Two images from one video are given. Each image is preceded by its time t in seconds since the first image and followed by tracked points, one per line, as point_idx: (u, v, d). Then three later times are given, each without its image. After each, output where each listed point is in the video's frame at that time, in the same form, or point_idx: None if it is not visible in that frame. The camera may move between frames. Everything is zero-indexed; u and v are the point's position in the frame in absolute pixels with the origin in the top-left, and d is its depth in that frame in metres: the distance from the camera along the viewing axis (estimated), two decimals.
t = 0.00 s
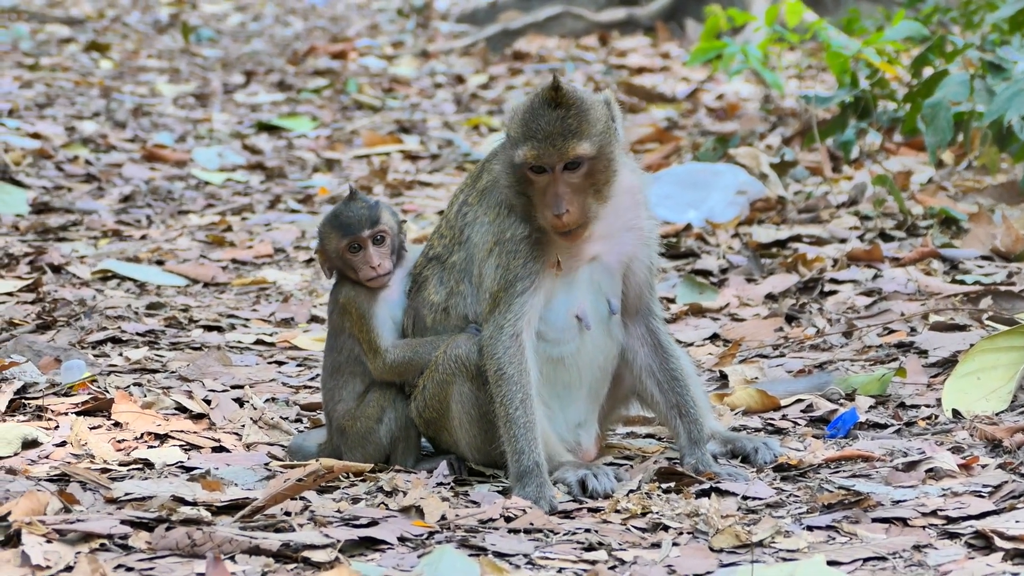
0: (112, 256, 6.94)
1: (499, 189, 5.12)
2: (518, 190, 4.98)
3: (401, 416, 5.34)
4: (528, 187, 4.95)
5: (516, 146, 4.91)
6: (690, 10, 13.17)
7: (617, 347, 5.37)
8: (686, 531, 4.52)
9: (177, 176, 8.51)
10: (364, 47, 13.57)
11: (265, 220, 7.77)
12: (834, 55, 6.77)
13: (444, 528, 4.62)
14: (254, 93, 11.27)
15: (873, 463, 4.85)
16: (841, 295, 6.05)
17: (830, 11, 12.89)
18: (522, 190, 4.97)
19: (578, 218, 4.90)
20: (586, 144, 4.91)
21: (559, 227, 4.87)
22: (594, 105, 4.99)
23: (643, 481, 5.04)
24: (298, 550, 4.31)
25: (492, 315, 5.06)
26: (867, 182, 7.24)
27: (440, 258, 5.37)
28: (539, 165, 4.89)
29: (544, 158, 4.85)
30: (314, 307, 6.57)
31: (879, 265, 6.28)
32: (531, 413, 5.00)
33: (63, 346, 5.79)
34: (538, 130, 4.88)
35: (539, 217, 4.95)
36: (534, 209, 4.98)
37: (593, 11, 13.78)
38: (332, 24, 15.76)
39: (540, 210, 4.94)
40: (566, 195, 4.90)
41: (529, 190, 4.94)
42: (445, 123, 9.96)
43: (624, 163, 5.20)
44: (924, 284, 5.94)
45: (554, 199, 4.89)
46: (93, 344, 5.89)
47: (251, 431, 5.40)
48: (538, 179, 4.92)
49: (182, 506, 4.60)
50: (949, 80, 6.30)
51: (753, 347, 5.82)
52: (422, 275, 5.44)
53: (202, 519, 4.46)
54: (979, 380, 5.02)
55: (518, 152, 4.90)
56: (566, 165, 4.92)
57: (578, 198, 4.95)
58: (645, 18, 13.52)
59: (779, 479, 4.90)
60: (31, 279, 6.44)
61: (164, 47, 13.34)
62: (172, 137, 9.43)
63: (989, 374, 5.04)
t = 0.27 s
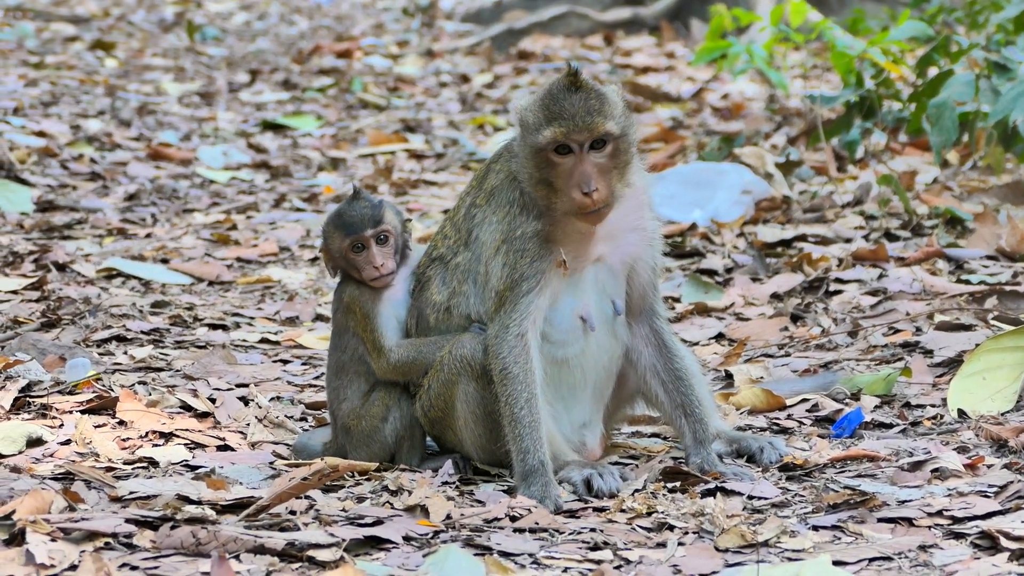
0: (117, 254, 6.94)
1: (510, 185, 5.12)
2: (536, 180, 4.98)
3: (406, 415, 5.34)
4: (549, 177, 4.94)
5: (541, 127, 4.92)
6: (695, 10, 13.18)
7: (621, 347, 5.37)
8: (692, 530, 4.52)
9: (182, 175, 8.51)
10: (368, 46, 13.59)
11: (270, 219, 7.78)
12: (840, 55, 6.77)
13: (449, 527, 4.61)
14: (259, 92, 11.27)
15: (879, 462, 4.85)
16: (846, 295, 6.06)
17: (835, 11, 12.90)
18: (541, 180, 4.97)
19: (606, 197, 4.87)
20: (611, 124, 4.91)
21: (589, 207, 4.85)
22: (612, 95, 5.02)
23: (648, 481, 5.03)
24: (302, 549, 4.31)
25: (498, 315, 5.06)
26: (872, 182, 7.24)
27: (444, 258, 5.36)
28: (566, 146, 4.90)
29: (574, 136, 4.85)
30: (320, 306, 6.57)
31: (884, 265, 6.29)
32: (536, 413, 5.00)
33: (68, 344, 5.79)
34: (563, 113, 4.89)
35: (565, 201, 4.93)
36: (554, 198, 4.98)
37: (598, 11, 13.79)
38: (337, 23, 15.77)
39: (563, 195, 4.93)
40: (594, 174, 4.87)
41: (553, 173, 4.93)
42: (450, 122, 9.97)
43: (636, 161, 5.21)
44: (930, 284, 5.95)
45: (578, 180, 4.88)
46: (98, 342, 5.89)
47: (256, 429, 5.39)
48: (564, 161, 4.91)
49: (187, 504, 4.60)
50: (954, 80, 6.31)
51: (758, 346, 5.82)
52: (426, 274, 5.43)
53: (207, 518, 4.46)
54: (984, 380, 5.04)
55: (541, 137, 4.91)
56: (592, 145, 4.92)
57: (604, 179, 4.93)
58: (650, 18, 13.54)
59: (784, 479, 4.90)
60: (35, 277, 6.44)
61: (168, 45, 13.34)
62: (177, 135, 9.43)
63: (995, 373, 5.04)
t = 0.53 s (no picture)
0: (120, 253, 6.95)
1: (514, 182, 5.13)
2: (546, 170, 5.00)
3: (408, 415, 5.35)
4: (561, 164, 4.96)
5: (559, 103, 4.97)
6: (699, 10, 13.18)
7: (622, 347, 5.37)
8: (693, 530, 4.52)
9: (185, 174, 8.52)
10: (371, 46, 13.59)
11: (273, 218, 7.78)
12: (843, 55, 6.77)
13: (451, 526, 4.61)
14: (262, 92, 11.28)
15: (881, 462, 4.85)
16: (849, 295, 6.05)
17: (839, 11, 12.89)
18: (551, 170, 4.99)
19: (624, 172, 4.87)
20: (625, 103, 4.98)
21: (608, 180, 4.83)
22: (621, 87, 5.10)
23: (650, 480, 5.03)
24: (304, 548, 4.31)
25: (499, 315, 5.06)
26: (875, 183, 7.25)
27: (446, 258, 5.36)
28: (583, 122, 4.94)
29: (591, 109, 4.90)
30: (322, 305, 6.57)
31: (887, 265, 6.29)
32: (538, 412, 4.99)
33: (70, 343, 5.79)
34: (580, 93, 4.95)
35: (581, 180, 4.91)
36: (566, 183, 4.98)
37: (601, 11, 13.79)
38: (341, 23, 15.78)
39: (577, 176, 4.93)
40: (612, 149, 4.88)
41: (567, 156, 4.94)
42: (453, 122, 9.97)
43: (641, 158, 5.23)
44: (932, 284, 5.95)
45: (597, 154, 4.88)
46: (100, 341, 5.89)
47: (258, 428, 5.39)
48: (579, 139, 4.93)
49: (188, 503, 4.59)
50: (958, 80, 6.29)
51: (760, 346, 5.82)
52: (428, 273, 5.44)
53: (209, 517, 4.46)
54: (986, 380, 5.00)
55: (557, 114, 4.96)
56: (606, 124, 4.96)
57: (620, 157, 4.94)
58: (653, 18, 13.54)
59: (786, 478, 4.90)
60: (38, 277, 6.44)
61: (171, 45, 13.35)
62: (180, 135, 9.44)
63: (997, 374, 5.02)
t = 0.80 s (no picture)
0: (120, 252, 6.95)
1: (516, 179, 5.11)
2: (566, 159, 4.99)
3: (406, 413, 5.35)
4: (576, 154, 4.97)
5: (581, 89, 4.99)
6: (700, 10, 13.18)
7: (621, 348, 5.35)
8: (691, 529, 4.51)
9: (185, 173, 8.52)
10: (372, 45, 13.60)
11: (272, 217, 7.78)
12: (844, 55, 6.77)
13: (449, 525, 4.61)
14: (262, 91, 11.29)
15: (879, 462, 4.84)
16: (848, 296, 6.05)
17: (840, 11, 12.89)
18: (572, 157, 4.98)
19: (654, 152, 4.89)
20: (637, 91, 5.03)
21: (640, 158, 4.84)
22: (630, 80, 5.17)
23: (649, 479, 5.03)
24: (302, 547, 4.31)
25: (499, 315, 5.05)
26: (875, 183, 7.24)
27: (445, 258, 5.34)
28: (606, 107, 4.97)
29: (616, 93, 4.94)
30: (321, 304, 6.56)
31: (886, 265, 6.29)
32: (536, 412, 4.99)
33: (69, 341, 5.79)
34: (600, 78, 4.99)
35: (610, 160, 4.90)
36: (591, 167, 4.97)
37: (603, 11, 13.80)
38: (342, 22, 15.79)
39: (604, 158, 4.92)
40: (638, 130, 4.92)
41: (588, 142, 4.94)
42: (453, 121, 9.97)
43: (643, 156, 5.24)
44: (932, 284, 5.95)
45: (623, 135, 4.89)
46: (99, 340, 5.88)
47: (256, 427, 5.39)
48: (602, 124, 4.93)
49: (186, 502, 4.59)
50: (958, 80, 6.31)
51: (759, 346, 5.81)
52: (427, 272, 5.43)
53: (206, 516, 4.45)
54: (985, 381, 5.02)
55: (580, 99, 4.97)
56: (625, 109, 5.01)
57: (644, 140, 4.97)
58: (654, 18, 13.54)
59: (785, 478, 4.89)
60: (37, 275, 6.45)
61: (172, 44, 13.37)
62: (180, 134, 9.44)
63: (996, 374, 5.03)
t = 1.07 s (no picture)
0: (97, 250, 6.76)
1: (514, 173, 4.93)
2: (596, 141, 4.82)
3: (393, 417, 5.16)
4: (590, 142, 4.82)
5: (606, 71, 4.87)
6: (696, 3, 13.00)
7: (616, 351, 5.17)
8: (688, 538, 4.34)
9: (165, 169, 8.32)
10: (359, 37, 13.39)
11: (255, 215, 7.59)
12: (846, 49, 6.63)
13: (438, 533, 4.42)
14: (245, 84, 11.09)
15: (883, 469, 4.68)
16: (851, 297, 5.89)
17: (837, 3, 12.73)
18: (604, 138, 4.81)
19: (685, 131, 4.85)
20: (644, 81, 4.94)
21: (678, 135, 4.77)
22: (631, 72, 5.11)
23: (644, 486, 4.85)
24: (285, 555, 4.12)
25: (491, 316, 4.87)
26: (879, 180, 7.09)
27: (435, 256, 5.16)
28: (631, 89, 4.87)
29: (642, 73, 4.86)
30: (305, 306, 6.37)
31: (890, 265, 6.12)
32: (529, 416, 4.81)
33: (44, 343, 5.59)
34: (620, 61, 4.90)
35: (648, 138, 4.79)
36: (625, 149, 4.82)
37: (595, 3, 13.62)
38: (329, 14, 15.58)
39: (640, 137, 4.79)
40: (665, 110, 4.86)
41: (609, 128, 4.81)
42: (443, 116, 9.79)
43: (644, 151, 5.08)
44: (937, 285, 5.79)
45: (659, 116, 4.81)
46: (76, 341, 5.69)
47: (239, 432, 5.20)
48: (632, 103, 4.82)
49: (165, 509, 4.40)
50: (964, 75, 6.13)
51: (759, 349, 5.65)
52: (416, 272, 5.24)
53: (187, 523, 4.26)
54: (992, 385, 4.86)
55: (609, 78, 4.85)
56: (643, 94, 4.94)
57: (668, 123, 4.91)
58: (650, 10, 13.35)
59: (785, 485, 4.72)
60: (11, 273, 6.25)
61: (152, 35, 13.15)
62: (161, 128, 9.25)
63: (1003, 378, 4.87)
